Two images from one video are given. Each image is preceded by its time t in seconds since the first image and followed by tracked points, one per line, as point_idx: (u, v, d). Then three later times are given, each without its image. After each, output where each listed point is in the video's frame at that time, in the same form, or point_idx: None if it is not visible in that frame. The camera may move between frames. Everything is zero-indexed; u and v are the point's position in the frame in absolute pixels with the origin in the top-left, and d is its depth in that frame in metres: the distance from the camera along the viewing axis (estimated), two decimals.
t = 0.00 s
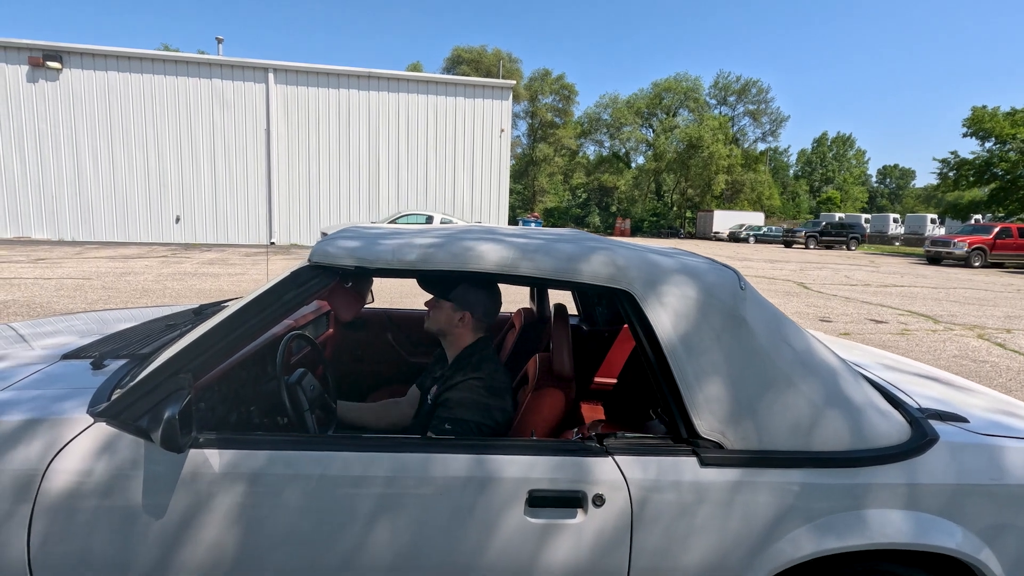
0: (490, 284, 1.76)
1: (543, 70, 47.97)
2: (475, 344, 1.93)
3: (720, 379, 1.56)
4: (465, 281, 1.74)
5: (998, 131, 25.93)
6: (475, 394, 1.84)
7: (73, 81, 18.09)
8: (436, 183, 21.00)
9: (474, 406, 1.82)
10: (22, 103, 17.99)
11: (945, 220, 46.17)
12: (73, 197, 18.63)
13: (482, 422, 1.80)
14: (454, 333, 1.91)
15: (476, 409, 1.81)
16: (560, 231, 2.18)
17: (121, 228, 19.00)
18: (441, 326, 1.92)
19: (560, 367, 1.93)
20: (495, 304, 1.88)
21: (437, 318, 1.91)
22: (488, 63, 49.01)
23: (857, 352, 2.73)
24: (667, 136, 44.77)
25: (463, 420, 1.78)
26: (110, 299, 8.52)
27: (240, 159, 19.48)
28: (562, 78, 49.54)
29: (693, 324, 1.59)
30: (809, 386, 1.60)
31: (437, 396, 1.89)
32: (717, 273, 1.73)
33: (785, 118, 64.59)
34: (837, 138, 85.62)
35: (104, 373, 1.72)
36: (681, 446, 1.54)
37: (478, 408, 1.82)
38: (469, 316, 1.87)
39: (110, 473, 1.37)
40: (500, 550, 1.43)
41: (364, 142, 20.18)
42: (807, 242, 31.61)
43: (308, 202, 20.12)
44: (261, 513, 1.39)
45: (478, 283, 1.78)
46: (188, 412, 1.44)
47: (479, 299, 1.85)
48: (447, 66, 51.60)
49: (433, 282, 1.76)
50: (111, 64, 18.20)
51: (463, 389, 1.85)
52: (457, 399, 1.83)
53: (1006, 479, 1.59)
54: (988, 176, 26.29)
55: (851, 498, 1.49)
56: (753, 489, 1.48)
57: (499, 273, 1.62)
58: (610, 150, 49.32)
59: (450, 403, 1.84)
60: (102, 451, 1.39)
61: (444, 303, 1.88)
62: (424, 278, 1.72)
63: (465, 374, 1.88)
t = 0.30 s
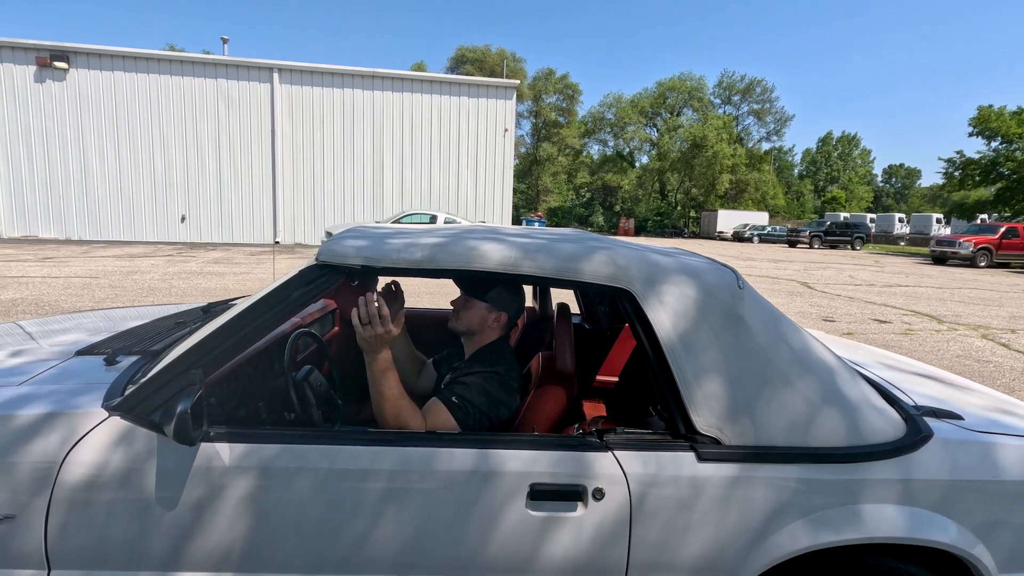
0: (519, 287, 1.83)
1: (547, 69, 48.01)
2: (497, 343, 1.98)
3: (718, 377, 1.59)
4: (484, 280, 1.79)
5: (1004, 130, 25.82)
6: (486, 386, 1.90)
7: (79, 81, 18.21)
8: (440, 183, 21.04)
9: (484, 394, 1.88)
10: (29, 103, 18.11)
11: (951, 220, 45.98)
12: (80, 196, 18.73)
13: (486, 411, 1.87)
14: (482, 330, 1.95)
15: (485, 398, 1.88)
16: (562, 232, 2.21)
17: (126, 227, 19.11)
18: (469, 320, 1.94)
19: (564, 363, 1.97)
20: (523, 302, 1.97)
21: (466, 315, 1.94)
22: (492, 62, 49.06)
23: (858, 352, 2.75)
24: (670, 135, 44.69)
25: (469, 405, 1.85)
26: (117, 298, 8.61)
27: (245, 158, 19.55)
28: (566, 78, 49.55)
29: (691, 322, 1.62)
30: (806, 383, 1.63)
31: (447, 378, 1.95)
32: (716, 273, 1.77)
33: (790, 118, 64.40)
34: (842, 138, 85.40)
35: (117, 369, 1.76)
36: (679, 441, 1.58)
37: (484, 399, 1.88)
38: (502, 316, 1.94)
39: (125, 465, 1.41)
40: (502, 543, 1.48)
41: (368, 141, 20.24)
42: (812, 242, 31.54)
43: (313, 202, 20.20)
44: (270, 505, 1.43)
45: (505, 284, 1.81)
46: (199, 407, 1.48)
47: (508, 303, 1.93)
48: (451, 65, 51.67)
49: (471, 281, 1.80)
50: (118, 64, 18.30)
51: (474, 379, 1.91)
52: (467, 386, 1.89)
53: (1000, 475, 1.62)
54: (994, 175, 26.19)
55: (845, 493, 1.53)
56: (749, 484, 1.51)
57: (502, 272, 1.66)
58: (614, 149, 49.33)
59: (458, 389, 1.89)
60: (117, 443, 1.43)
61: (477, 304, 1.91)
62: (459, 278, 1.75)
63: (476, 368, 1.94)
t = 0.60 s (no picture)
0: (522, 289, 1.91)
1: (550, 69, 48.11)
2: (502, 343, 2.06)
3: (704, 375, 1.64)
4: (483, 282, 1.86)
5: (1008, 130, 25.76)
6: (488, 377, 1.95)
7: (85, 82, 18.32)
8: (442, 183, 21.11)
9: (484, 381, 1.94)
10: (35, 104, 18.23)
11: (955, 220, 45.87)
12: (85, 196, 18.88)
13: (484, 400, 1.91)
14: (487, 330, 2.03)
15: (483, 388, 1.93)
16: (555, 234, 2.26)
17: (131, 227, 19.24)
18: (475, 319, 2.03)
19: (555, 363, 2.03)
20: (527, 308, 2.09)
21: (471, 313, 2.03)
22: (495, 63, 49.14)
23: (848, 352, 2.79)
24: (674, 135, 44.64)
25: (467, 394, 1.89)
26: (122, 297, 8.70)
27: (249, 158, 19.64)
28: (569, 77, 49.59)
29: (677, 323, 1.67)
30: (789, 382, 1.68)
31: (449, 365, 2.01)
32: (702, 274, 1.82)
33: (794, 117, 64.27)
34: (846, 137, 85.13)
35: (123, 367, 1.82)
36: (665, 438, 1.63)
37: (484, 387, 1.92)
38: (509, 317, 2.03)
39: (130, 459, 1.47)
40: (492, 535, 1.53)
41: (370, 141, 20.31)
42: (815, 242, 31.52)
43: (316, 201, 20.29)
44: (269, 498, 1.49)
45: (505, 287, 1.87)
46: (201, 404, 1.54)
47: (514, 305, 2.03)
48: (455, 65, 51.79)
49: (479, 284, 1.87)
50: (123, 65, 18.42)
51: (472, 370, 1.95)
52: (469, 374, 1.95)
53: (977, 471, 1.66)
54: (999, 175, 26.13)
55: (827, 488, 1.58)
56: (733, 479, 1.56)
57: (494, 274, 1.71)
58: (617, 149, 49.33)
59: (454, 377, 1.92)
60: (123, 438, 1.50)
61: (486, 304, 2.01)
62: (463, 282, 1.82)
63: (478, 361, 2.01)
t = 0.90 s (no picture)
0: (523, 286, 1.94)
1: (552, 68, 48.16)
2: (507, 340, 2.08)
3: (695, 369, 1.68)
4: (482, 279, 1.89)
5: (1012, 129, 25.70)
6: (487, 370, 1.99)
7: (88, 82, 18.40)
8: (444, 183, 21.15)
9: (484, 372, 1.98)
10: (39, 104, 18.33)
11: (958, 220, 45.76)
12: (89, 196, 18.98)
13: (481, 392, 1.95)
14: (492, 326, 2.07)
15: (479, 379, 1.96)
16: (551, 231, 2.29)
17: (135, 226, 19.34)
18: (483, 313, 2.07)
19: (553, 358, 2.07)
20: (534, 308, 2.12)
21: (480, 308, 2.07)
22: (498, 62, 49.21)
23: (843, 348, 2.82)
24: (676, 134, 44.59)
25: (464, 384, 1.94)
26: (127, 296, 8.77)
27: (251, 158, 19.70)
28: (572, 76, 49.62)
29: (669, 318, 1.71)
30: (780, 375, 1.71)
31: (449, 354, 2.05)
32: (695, 270, 1.85)
33: (798, 116, 64.12)
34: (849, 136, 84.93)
35: (127, 361, 1.86)
36: (658, 431, 1.66)
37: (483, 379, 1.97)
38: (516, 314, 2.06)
39: (133, 451, 1.51)
40: (487, 526, 1.57)
41: (372, 141, 20.35)
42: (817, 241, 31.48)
43: (318, 200, 20.36)
44: (269, 489, 1.53)
45: (503, 284, 1.90)
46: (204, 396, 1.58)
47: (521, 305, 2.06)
48: (457, 65, 51.86)
49: (482, 282, 1.90)
50: (126, 65, 18.49)
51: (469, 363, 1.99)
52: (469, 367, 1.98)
53: (965, 463, 1.70)
54: (1003, 174, 26.06)
55: (817, 479, 1.61)
56: (724, 470, 1.60)
57: (490, 272, 1.75)
58: (619, 148, 49.31)
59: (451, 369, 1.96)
60: (127, 431, 1.53)
61: (492, 303, 2.03)
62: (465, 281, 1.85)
63: (479, 353, 2.04)
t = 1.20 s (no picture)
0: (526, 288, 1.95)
1: (554, 68, 48.21)
2: (507, 340, 2.09)
3: (700, 371, 1.68)
4: (485, 281, 1.89)
5: (1015, 128, 25.65)
6: (494, 371, 2.00)
7: (91, 82, 18.44)
8: (445, 183, 21.15)
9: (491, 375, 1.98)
10: (41, 104, 18.36)
11: (960, 219, 45.66)
12: (91, 195, 18.99)
13: (491, 394, 1.96)
14: (493, 327, 2.09)
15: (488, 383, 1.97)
16: (554, 232, 2.29)
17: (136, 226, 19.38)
18: (483, 314, 2.09)
19: (555, 361, 2.07)
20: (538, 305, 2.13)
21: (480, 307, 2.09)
22: (499, 62, 49.24)
23: (846, 349, 2.82)
24: (678, 134, 44.58)
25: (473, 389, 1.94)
26: (129, 296, 8.79)
27: (253, 158, 19.71)
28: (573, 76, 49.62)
29: (673, 319, 1.71)
30: (785, 377, 1.71)
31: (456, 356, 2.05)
32: (700, 272, 1.85)
33: (799, 115, 63.98)
34: (851, 136, 84.83)
35: (132, 363, 1.87)
36: (662, 433, 1.66)
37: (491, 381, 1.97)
38: (510, 310, 2.07)
39: (139, 453, 1.52)
40: (491, 527, 1.57)
41: (373, 142, 20.36)
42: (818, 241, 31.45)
43: (320, 200, 20.36)
44: (274, 489, 1.53)
45: (507, 286, 1.90)
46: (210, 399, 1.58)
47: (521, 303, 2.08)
48: (458, 65, 51.87)
49: (487, 283, 1.91)
50: (128, 65, 18.52)
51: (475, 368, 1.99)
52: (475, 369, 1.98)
53: (968, 465, 1.70)
54: (1005, 174, 26.00)
55: (821, 482, 1.61)
56: (730, 473, 1.60)
57: (494, 273, 1.75)
58: (620, 148, 49.25)
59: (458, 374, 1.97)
60: (132, 433, 1.54)
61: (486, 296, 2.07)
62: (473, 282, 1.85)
63: (485, 357, 2.04)
